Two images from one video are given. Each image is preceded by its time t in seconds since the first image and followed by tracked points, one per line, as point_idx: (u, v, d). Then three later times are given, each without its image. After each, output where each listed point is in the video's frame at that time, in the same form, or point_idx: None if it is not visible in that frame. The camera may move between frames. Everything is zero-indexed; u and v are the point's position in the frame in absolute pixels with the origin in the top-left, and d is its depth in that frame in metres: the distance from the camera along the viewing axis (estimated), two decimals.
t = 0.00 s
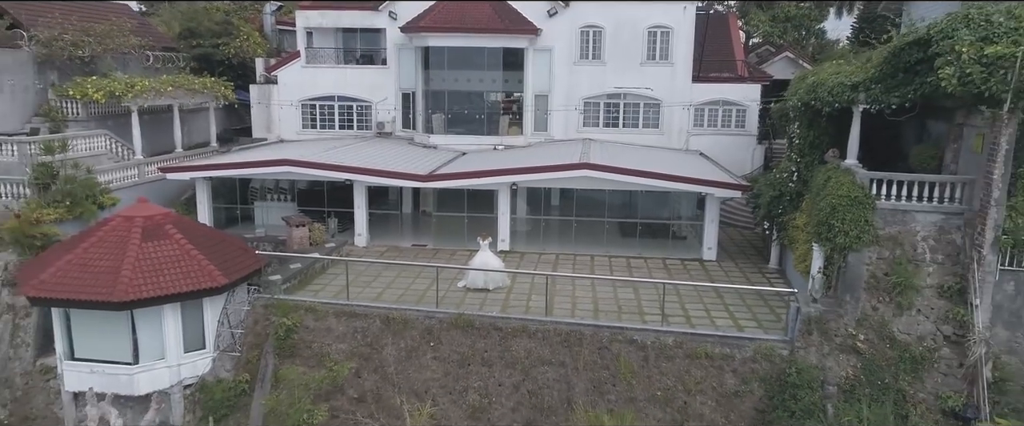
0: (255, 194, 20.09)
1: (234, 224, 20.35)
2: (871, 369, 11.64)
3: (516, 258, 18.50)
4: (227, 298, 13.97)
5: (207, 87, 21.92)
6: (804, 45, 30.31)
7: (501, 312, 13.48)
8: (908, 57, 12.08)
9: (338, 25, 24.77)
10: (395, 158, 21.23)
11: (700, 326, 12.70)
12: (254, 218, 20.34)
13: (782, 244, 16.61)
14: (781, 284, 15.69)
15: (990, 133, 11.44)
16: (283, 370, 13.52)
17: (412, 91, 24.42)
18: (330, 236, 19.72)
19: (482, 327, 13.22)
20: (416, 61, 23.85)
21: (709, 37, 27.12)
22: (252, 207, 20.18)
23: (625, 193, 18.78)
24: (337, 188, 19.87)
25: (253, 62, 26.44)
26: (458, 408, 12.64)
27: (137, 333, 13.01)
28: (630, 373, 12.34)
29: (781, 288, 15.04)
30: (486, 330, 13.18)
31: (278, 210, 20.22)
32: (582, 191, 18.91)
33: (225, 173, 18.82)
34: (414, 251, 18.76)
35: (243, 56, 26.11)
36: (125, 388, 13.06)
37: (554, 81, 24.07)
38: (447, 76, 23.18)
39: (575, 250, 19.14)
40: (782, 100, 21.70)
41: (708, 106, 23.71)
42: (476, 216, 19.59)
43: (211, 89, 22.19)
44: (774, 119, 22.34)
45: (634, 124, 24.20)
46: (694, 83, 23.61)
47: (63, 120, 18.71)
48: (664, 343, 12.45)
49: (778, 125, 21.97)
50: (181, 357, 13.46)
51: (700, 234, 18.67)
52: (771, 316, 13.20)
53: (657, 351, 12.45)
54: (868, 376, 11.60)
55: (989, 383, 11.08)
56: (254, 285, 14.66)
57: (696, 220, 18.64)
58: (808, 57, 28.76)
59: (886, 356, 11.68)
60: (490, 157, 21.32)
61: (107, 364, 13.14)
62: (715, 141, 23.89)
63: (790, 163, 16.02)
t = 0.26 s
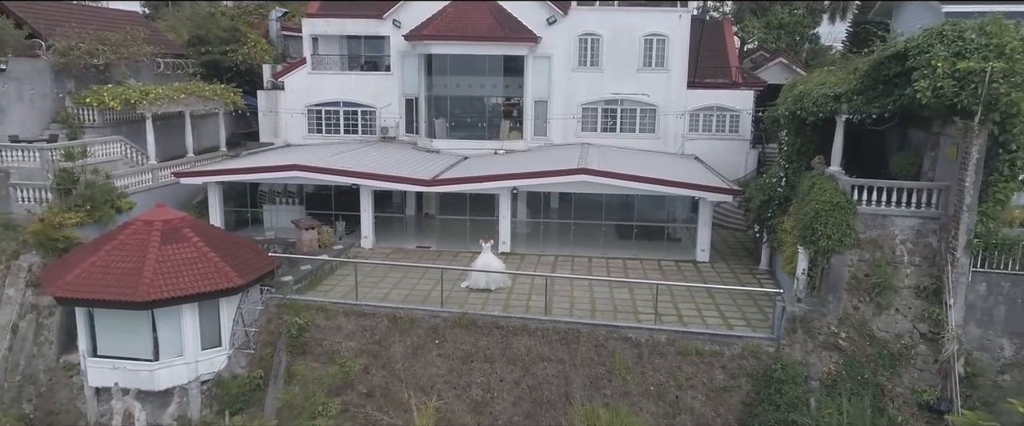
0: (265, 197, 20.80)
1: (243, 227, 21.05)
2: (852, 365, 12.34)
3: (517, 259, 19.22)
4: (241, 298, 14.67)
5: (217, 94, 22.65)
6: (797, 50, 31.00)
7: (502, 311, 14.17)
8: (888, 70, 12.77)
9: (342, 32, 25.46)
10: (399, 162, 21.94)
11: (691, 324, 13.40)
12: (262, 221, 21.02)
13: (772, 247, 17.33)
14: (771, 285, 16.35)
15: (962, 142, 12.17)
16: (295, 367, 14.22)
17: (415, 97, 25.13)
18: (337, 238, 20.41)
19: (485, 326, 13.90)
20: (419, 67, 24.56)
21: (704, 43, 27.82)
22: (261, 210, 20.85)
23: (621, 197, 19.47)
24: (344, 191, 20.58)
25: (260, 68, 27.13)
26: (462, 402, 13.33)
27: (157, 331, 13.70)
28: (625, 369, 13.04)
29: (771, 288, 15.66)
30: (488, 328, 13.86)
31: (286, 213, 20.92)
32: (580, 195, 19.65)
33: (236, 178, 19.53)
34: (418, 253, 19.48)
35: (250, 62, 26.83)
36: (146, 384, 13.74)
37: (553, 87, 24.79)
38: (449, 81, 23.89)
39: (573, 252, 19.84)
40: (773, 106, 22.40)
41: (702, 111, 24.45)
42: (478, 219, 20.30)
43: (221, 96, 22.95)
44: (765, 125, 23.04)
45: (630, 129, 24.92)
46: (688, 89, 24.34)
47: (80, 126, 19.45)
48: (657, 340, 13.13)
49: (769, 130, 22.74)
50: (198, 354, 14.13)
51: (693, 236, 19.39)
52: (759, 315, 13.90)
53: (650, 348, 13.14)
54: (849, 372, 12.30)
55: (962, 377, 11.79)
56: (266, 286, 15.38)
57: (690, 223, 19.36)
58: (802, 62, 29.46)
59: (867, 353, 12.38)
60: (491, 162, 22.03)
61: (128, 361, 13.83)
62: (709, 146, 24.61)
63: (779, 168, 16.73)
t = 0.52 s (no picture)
0: (273, 200, 21.53)
1: (252, 229, 21.81)
2: (834, 361, 13.07)
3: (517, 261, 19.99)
4: (254, 297, 15.37)
5: (226, 101, 23.43)
6: (792, 56, 31.70)
7: (503, 310, 14.89)
8: (868, 82, 13.50)
9: (347, 39, 26.18)
10: (403, 167, 22.65)
11: (683, 323, 14.12)
12: (270, 223, 21.73)
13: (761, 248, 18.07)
14: (762, 286, 17.03)
15: (936, 151, 12.91)
16: (307, 363, 14.96)
17: (418, 102, 25.85)
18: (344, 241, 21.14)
19: (487, 324, 14.60)
20: (422, 73, 25.26)
21: (700, 50, 28.53)
22: (269, 213, 21.59)
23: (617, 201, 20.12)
24: (350, 194, 21.29)
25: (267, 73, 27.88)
26: (465, 396, 14.04)
27: (175, 330, 14.42)
28: (620, 365, 13.76)
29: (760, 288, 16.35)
30: (489, 326, 14.56)
31: (293, 216, 21.65)
32: (577, 199, 20.23)
33: (246, 182, 20.24)
34: (422, 255, 20.21)
35: (257, 68, 27.58)
36: (164, 380, 14.45)
37: (552, 93, 25.51)
38: (451, 87, 24.61)
39: (571, 253, 20.68)
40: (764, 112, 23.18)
41: (697, 117, 25.23)
42: (479, 222, 21.04)
43: (231, 102, 23.75)
44: (757, 131, 23.81)
45: (627, 134, 25.66)
46: (684, 95, 25.08)
47: (96, 132, 20.18)
48: (650, 338, 13.84)
49: (761, 135, 23.48)
50: (214, 350, 14.83)
51: (687, 238, 20.12)
52: (747, 314, 14.62)
53: (643, 345, 13.85)
54: (830, 367, 13.03)
55: (936, 372, 12.52)
56: (278, 286, 16.11)
57: (683, 225, 20.08)
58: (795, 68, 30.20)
59: (847, 350, 13.11)
60: (492, 166, 22.73)
61: (147, 357, 14.54)
62: (704, 151, 25.38)
63: (768, 173, 17.47)
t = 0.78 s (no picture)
0: (280, 203, 22.16)
1: (260, 231, 22.50)
2: (817, 358, 13.78)
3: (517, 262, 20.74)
4: (266, 297, 16.09)
5: (235, 106, 24.17)
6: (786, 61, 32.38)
7: (504, 310, 15.60)
8: (851, 93, 14.24)
9: (352, 46, 26.92)
10: (406, 171, 23.36)
11: (675, 321, 14.84)
12: (278, 225, 22.37)
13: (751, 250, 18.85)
14: (752, 287, 17.73)
15: (914, 159, 13.64)
16: (317, 360, 15.69)
17: (421, 107, 26.58)
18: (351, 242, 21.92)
19: (488, 323, 15.32)
20: (425, 80, 25.99)
21: (696, 56, 29.26)
22: (276, 215, 22.22)
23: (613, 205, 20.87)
24: (355, 198, 22.01)
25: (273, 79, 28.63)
26: (468, 391, 14.76)
27: (192, 328, 15.14)
28: (615, 362, 14.49)
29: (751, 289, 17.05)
30: (491, 325, 15.28)
31: (300, 218, 22.26)
32: (576, 203, 20.95)
33: (256, 186, 20.98)
34: (426, 257, 20.95)
35: (264, 74, 28.35)
36: (181, 375, 15.18)
37: (551, 98, 26.25)
38: (453, 93, 25.35)
39: (569, 254, 21.52)
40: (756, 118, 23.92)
41: (693, 122, 25.97)
42: (481, 225, 21.73)
43: (240, 108, 24.57)
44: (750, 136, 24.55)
45: (624, 138, 26.40)
46: (679, 101, 25.81)
47: (110, 138, 20.94)
48: (644, 336, 14.57)
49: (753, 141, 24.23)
50: (228, 348, 15.54)
51: (681, 240, 20.84)
52: (737, 313, 15.34)
53: (637, 343, 14.58)
54: (814, 363, 13.75)
55: (913, 368, 13.25)
56: (288, 287, 16.83)
57: (677, 228, 20.81)
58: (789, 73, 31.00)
59: (830, 347, 13.84)
60: (492, 170, 23.44)
61: (165, 354, 15.28)
62: (699, 155, 26.13)
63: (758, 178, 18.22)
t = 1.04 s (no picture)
0: (289, 207, 22.98)
1: (269, 233, 23.34)
2: (800, 355, 14.63)
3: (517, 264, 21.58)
4: (279, 298, 16.93)
5: (244, 113, 25.02)
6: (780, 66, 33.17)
7: (505, 310, 16.43)
8: (832, 105, 15.08)
9: (357, 54, 27.68)
10: (410, 175, 24.20)
11: (667, 320, 15.67)
12: (286, 228, 23.18)
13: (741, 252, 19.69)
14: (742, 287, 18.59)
15: (891, 167, 14.48)
16: (327, 358, 16.54)
17: (423, 114, 27.45)
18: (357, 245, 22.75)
19: (489, 322, 16.16)
20: (427, 87, 26.83)
21: (691, 63, 30.10)
22: (284, 219, 23.03)
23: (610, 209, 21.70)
24: (361, 202, 22.85)
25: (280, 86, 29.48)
26: (470, 387, 15.60)
27: (209, 327, 15.96)
28: (609, 359, 15.32)
29: (740, 289, 17.88)
30: (492, 324, 16.11)
31: (307, 221, 23.06)
32: (574, 207, 21.80)
33: (266, 190, 21.81)
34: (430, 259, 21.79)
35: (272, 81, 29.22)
36: (199, 372, 16.01)
37: (550, 105, 27.09)
38: (455, 100, 26.25)
39: (567, 256, 22.28)
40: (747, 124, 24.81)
41: (687, 127, 26.81)
42: (482, 227, 22.60)
43: (249, 115, 25.44)
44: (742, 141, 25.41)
45: (621, 143, 27.26)
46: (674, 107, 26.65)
47: (126, 144, 21.81)
48: (637, 334, 15.40)
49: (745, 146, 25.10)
50: (243, 346, 16.35)
51: (675, 243, 21.70)
52: (725, 313, 16.17)
53: (630, 341, 15.41)
54: (797, 360, 14.59)
55: (890, 364, 14.10)
56: (299, 288, 17.68)
57: (671, 231, 21.67)
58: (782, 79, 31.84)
59: (812, 344, 14.68)
60: (493, 175, 24.27)
61: (184, 352, 16.11)
62: (693, 159, 26.99)
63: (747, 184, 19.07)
